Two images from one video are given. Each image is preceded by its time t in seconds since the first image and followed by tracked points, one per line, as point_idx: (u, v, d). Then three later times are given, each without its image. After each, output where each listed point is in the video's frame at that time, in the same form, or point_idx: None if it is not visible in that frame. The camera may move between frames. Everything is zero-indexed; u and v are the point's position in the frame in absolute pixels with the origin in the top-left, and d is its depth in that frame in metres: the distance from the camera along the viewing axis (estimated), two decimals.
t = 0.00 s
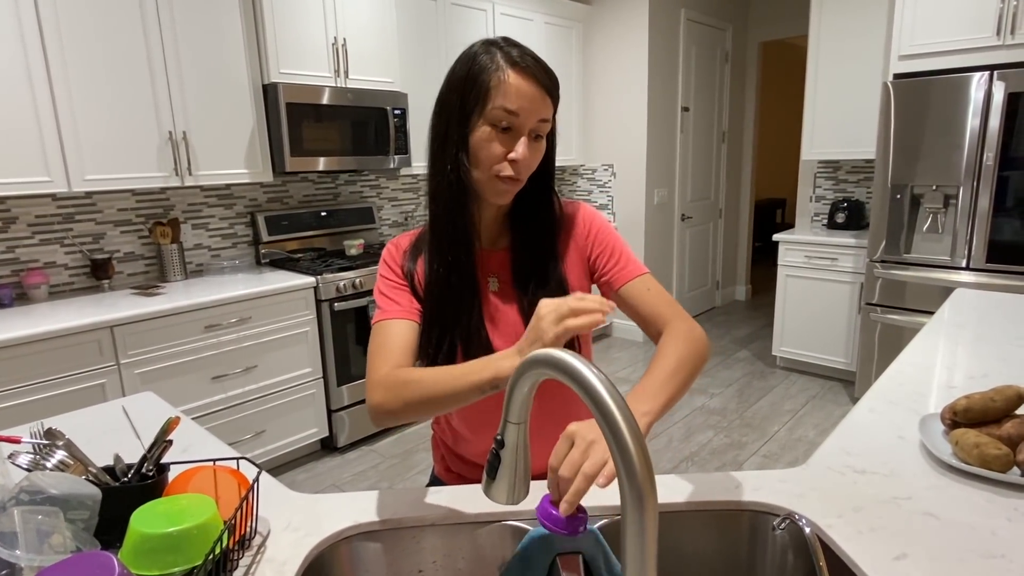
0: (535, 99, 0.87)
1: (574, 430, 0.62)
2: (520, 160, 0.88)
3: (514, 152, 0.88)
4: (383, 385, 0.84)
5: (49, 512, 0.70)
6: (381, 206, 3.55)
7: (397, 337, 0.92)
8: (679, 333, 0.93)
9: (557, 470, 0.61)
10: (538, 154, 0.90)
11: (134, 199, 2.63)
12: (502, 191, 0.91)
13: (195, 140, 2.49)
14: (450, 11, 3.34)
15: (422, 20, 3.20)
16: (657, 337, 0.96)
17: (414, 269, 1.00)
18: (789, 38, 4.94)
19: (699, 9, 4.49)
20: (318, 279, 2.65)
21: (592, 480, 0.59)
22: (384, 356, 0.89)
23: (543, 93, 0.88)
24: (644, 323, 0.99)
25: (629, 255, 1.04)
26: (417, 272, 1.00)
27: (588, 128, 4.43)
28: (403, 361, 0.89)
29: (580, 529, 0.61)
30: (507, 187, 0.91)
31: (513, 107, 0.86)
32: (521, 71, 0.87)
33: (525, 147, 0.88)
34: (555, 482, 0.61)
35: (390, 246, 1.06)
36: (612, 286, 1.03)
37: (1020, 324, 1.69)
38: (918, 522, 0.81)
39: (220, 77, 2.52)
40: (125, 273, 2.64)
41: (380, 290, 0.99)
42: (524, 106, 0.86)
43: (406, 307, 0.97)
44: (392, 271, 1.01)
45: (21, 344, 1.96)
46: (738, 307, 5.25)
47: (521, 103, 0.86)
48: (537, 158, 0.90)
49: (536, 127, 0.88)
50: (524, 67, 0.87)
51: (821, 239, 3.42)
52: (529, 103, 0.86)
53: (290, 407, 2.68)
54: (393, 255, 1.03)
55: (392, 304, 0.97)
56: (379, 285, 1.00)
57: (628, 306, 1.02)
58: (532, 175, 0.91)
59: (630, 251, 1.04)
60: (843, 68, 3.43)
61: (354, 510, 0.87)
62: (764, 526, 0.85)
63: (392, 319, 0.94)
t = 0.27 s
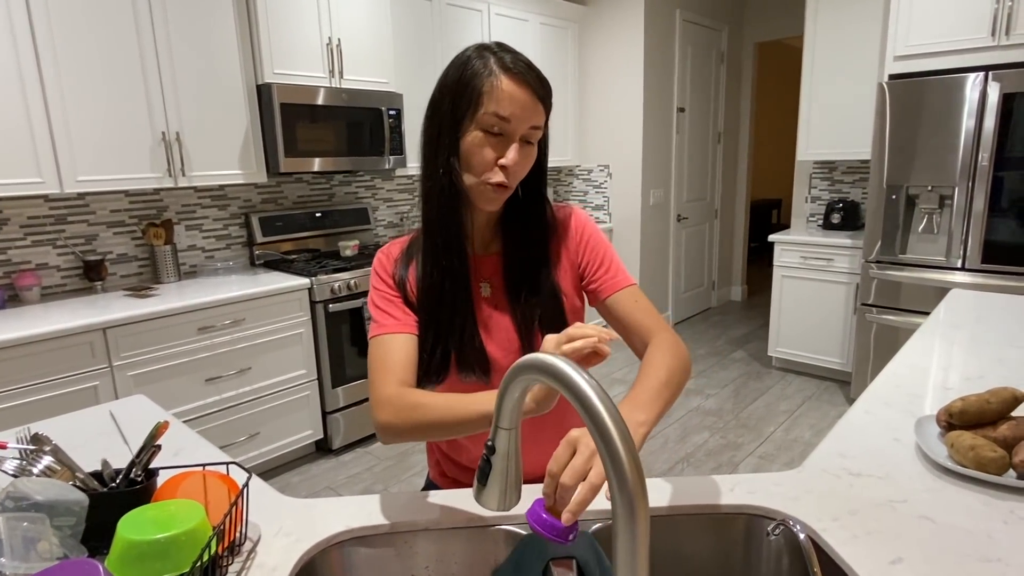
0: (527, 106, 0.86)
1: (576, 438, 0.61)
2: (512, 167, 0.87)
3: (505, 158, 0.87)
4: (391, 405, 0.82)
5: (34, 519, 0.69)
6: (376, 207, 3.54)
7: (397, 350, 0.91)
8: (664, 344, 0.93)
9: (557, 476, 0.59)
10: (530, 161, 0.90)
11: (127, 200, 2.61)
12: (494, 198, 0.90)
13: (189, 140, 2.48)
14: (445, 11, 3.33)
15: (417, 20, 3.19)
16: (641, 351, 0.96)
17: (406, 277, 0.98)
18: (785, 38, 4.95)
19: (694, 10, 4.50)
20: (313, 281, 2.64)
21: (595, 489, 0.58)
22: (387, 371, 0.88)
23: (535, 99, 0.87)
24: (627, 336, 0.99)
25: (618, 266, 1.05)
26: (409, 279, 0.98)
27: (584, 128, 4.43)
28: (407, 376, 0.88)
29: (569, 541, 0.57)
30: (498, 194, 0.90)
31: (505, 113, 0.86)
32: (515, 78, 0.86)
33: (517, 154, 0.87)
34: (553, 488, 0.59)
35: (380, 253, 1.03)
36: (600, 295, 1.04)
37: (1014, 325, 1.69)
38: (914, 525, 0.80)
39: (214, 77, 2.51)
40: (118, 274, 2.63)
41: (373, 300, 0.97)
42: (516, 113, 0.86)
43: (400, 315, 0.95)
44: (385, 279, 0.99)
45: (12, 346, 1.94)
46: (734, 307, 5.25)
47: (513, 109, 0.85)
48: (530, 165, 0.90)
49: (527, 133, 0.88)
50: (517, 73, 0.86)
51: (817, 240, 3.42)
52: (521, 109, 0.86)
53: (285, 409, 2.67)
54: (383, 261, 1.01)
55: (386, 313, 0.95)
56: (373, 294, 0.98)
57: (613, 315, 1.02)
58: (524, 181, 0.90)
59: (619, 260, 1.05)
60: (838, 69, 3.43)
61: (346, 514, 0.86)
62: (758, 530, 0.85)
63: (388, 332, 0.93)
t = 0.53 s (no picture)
0: (516, 98, 0.85)
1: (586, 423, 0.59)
2: (503, 159, 0.86)
3: (496, 151, 0.86)
4: (377, 400, 0.82)
5: (26, 521, 0.69)
6: (372, 208, 3.53)
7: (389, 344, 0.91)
8: (670, 339, 0.94)
9: (567, 463, 0.57)
10: (524, 153, 0.89)
11: (121, 200, 2.60)
12: (487, 192, 0.90)
13: (183, 140, 2.47)
14: (441, 11, 3.33)
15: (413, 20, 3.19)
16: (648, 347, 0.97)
17: (404, 274, 0.98)
18: (780, 39, 4.96)
19: (690, 11, 4.51)
20: (308, 281, 2.63)
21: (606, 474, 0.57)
22: (375, 367, 0.87)
23: (525, 91, 0.87)
24: (634, 330, 0.99)
25: (618, 263, 1.05)
26: (407, 276, 0.98)
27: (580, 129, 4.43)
28: (396, 373, 0.88)
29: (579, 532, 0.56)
30: (491, 187, 0.89)
31: (493, 106, 0.85)
32: (504, 71, 0.86)
33: (508, 146, 0.86)
34: (563, 475, 0.57)
35: (379, 251, 1.04)
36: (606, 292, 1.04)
37: (1007, 325, 1.70)
38: (909, 525, 0.80)
39: (209, 77, 2.50)
40: (111, 275, 2.61)
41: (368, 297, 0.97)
42: (504, 105, 0.85)
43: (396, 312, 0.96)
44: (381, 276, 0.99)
45: (5, 347, 1.93)
46: (730, 308, 5.26)
47: (503, 102, 0.85)
48: (523, 157, 0.89)
49: (519, 126, 0.87)
50: (506, 67, 0.86)
51: (812, 240, 3.43)
52: (510, 101, 0.85)
53: (280, 410, 2.66)
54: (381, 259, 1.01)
55: (380, 309, 0.95)
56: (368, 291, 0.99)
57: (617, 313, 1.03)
58: (517, 174, 0.89)
59: (618, 257, 1.05)
60: (833, 70, 3.44)
61: (342, 515, 0.85)
62: (754, 530, 0.85)
63: (380, 328, 0.92)
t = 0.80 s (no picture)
0: (500, 89, 0.85)
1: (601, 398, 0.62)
2: (494, 154, 0.86)
3: (485, 145, 0.86)
4: (355, 394, 0.84)
5: (25, 521, 0.69)
6: (369, 209, 3.53)
7: (379, 336, 0.92)
8: (678, 341, 0.98)
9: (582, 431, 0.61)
10: (518, 148, 0.88)
11: (117, 201, 2.59)
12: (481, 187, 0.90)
13: (179, 141, 2.46)
14: (437, 13, 3.33)
15: (410, 21, 3.19)
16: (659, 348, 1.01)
17: (411, 266, 0.99)
18: (775, 41, 4.98)
19: (685, 12, 4.52)
20: (305, 282, 2.63)
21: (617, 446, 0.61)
22: (363, 358, 0.88)
23: (514, 86, 0.87)
24: (644, 333, 1.04)
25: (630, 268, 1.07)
26: (415, 268, 0.99)
27: (576, 129, 4.44)
28: (382, 364, 0.88)
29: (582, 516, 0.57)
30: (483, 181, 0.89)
31: (478, 101, 0.86)
32: (499, 68, 0.86)
33: (496, 140, 0.86)
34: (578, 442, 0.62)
35: (387, 240, 1.04)
36: (617, 296, 1.06)
37: (1001, 325, 1.71)
38: (903, 522, 0.81)
39: (205, 78, 2.50)
40: (107, 276, 2.61)
41: (372, 284, 0.99)
42: (488, 100, 0.85)
43: (397, 304, 0.98)
44: (389, 264, 1.01)
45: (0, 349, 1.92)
46: (726, 308, 5.28)
47: (488, 97, 0.85)
48: (516, 151, 0.88)
49: (509, 119, 0.87)
50: (497, 64, 0.86)
51: (807, 241, 3.44)
52: (495, 95, 0.85)
53: (277, 411, 2.66)
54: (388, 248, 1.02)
55: (382, 298, 0.97)
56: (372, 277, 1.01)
57: (629, 318, 1.06)
58: (511, 168, 0.89)
59: (630, 265, 1.07)
60: (828, 72, 3.46)
61: (340, 515, 0.86)
62: (750, 529, 0.85)
63: (371, 320, 0.94)
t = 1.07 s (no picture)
0: (510, 87, 0.86)
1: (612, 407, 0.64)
2: (512, 153, 0.87)
3: (504, 144, 0.87)
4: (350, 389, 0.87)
5: (23, 522, 0.69)
6: (365, 210, 3.53)
7: (385, 325, 0.94)
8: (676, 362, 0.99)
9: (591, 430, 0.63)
10: (537, 147, 0.89)
11: (113, 202, 2.59)
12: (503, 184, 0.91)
13: (176, 142, 2.46)
14: (434, 14, 3.34)
15: (407, 23, 3.19)
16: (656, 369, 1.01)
17: (438, 256, 0.99)
18: (770, 43, 5.00)
19: (681, 14, 4.53)
20: (302, 283, 2.63)
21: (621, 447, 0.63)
22: (369, 349, 0.90)
23: (530, 84, 0.87)
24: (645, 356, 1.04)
25: (641, 286, 1.08)
26: (440, 258, 0.99)
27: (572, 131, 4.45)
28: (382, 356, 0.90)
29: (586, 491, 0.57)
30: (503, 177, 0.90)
31: (492, 103, 0.87)
32: (514, 67, 0.86)
33: (513, 138, 0.87)
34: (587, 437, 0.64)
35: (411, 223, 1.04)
36: (623, 314, 1.07)
37: (994, 326, 1.72)
38: (897, 521, 0.82)
39: (202, 79, 2.50)
40: (103, 278, 2.60)
41: (391, 268, 0.98)
42: (500, 100, 0.86)
43: (414, 295, 0.98)
44: (411, 250, 1.00)
45: None
46: (722, 309, 5.29)
47: (500, 97, 0.86)
48: (534, 151, 0.89)
49: (524, 115, 0.87)
50: (512, 64, 0.86)
51: (802, 242, 3.46)
52: (506, 95, 0.86)
53: (273, 412, 2.66)
54: (412, 234, 1.02)
55: (401, 286, 0.97)
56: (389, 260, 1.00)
57: (631, 335, 1.07)
58: (529, 163, 0.89)
59: (642, 285, 1.08)
60: (822, 74, 3.48)
61: (337, 516, 0.86)
62: (746, 528, 0.86)
63: (382, 307, 0.95)
